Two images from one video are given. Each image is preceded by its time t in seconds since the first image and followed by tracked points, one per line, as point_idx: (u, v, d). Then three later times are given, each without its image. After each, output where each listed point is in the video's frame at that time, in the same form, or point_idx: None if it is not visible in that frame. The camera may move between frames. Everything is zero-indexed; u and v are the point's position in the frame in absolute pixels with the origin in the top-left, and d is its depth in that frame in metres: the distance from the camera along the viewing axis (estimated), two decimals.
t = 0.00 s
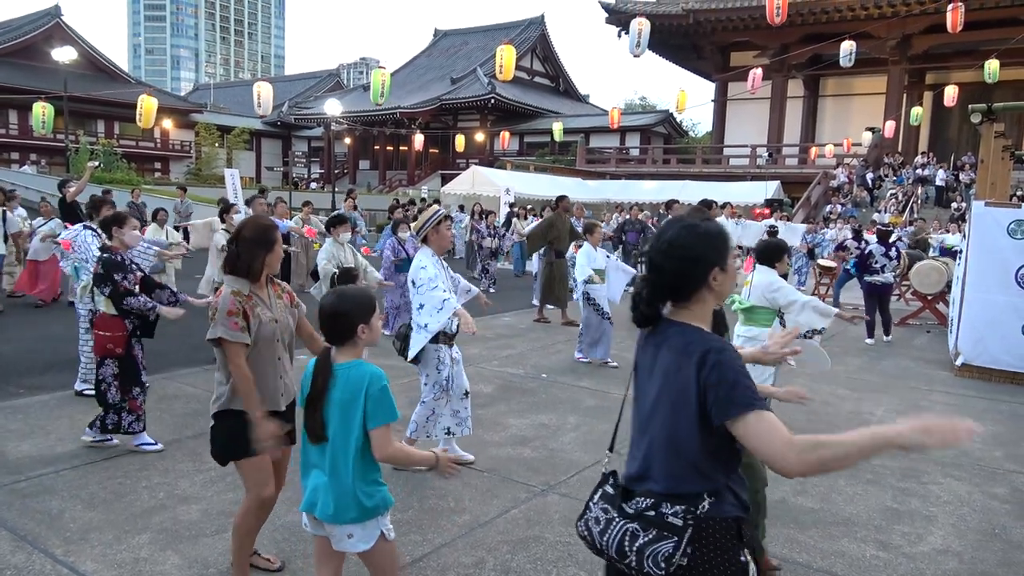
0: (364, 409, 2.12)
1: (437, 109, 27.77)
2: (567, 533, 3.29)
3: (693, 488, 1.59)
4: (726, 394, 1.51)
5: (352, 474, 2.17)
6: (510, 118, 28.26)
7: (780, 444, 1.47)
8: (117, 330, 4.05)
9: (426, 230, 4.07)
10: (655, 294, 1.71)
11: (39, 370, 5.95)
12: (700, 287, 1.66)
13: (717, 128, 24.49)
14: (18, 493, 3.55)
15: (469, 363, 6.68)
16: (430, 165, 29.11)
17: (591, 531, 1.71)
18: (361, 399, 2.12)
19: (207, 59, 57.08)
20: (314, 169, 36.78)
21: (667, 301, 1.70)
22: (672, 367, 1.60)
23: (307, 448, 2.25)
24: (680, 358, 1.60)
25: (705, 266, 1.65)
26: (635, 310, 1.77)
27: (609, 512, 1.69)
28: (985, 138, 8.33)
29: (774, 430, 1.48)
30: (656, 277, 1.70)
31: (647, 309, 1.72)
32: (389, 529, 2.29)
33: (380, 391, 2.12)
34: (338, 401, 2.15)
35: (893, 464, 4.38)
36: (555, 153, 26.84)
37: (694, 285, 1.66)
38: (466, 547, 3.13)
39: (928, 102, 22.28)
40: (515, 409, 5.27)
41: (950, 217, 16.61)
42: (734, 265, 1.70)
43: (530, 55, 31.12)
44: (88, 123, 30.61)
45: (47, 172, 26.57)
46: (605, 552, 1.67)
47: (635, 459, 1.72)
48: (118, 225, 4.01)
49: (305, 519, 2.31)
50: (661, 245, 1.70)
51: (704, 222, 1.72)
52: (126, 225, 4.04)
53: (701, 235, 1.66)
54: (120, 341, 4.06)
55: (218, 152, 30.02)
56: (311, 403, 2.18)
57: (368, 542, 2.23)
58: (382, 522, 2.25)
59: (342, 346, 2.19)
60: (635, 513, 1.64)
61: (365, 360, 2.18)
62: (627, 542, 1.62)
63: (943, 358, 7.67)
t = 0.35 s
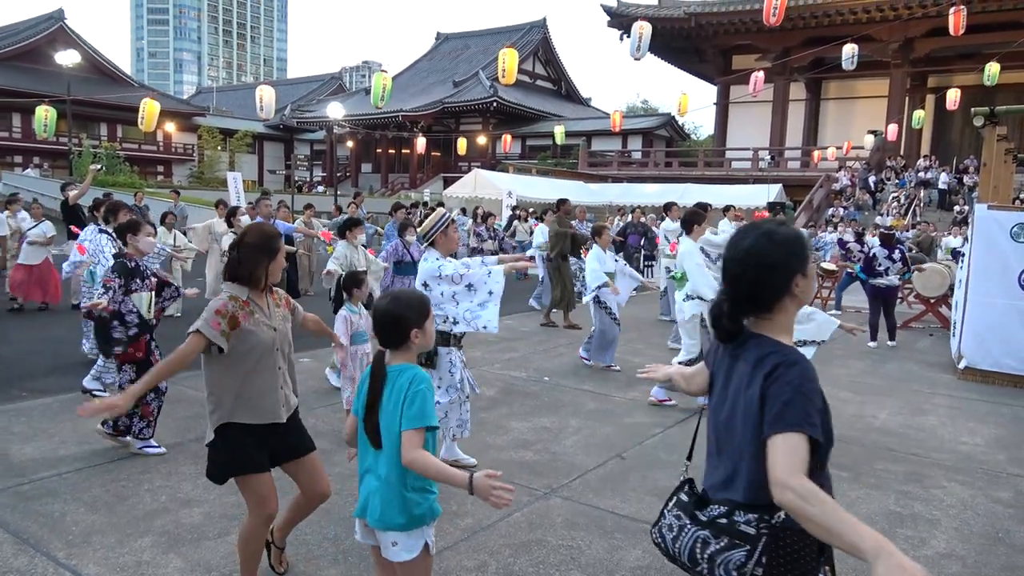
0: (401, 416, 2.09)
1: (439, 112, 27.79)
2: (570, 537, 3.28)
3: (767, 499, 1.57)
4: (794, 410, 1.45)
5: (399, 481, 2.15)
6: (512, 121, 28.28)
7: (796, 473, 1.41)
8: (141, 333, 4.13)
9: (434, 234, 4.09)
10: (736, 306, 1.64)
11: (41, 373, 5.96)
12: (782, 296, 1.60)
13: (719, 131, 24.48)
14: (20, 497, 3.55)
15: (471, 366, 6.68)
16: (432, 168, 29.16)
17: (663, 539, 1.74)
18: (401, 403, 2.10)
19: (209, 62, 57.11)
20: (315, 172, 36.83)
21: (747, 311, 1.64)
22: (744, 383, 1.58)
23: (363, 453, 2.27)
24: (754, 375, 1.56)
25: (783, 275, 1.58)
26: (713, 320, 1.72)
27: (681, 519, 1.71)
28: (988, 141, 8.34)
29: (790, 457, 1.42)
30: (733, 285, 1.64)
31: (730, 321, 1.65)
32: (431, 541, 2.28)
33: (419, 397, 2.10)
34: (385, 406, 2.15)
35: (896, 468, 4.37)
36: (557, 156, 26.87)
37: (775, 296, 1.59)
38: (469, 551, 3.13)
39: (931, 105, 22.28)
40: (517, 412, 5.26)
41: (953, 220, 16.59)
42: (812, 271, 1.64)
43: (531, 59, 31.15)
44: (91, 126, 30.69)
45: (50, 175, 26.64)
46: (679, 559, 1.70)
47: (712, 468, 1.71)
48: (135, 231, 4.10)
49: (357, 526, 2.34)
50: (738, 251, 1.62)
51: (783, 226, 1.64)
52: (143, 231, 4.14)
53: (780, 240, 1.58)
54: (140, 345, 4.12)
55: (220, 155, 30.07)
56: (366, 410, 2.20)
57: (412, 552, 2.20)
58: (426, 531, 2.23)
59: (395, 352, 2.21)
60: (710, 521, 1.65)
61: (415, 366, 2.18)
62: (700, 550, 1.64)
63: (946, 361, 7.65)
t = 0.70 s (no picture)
0: (423, 413, 2.09)
1: (441, 116, 27.83)
2: (575, 540, 3.28)
3: (796, 507, 1.56)
4: (844, 418, 1.46)
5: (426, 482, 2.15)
6: (513, 124, 28.33)
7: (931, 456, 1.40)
8: (129, 333, 4.12)
9: (427, 240, 4.10)
10: (755, 314, 1.64)
11: (46, 380, 5.97)
12: (804, 300, 1.61)
13: (720, 134, 24.49)
14: (24, 503, 3.55)
15: (474, 370, 6.69)
16: (434, 172, 29.22)
17: (680, 549, 1.72)
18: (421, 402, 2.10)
19: (211, 68, 57.18)
20: (318, 177, 36.91)
21: (766, 319, 1.64)
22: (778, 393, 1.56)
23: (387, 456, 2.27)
24: (793, 383, 1.54)
25: (805, 282, 1.59)
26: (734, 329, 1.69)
27: (701, 530, 1.69)
28: (991, 141, 8.28)
29: (905, 460, 1.41)
30: (753, 294, 1.64)
31: (752, 330, 1.65)
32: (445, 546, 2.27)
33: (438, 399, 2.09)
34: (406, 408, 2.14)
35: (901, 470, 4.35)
36: (558, 159, 26.92)
37: (795, 301, 1.60)
38: (473, 555, 3.13)
39: (932, 106, 22.29)
40: (520, 416, 5.26)
41: (956, 220, 16.57)
42: (827, 275, 1.66)
43: (533, 62, 31.21)
44: (94, 132, 30.78)
45: (53, 181, 26.74)
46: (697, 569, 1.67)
47: (735, 476, 1.69)
48: (127, 231, 4.13)
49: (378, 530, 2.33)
50: (756, 260, 1.62)
51: (794, 232, 1.66)
52: (134, 232, 4.16)
53: (797, 247, 1.60)
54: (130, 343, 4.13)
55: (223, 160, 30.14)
56: (389, 412, 2.21)
57: (424, 555, 2.21)
58: (441, 535, 2.23)
59: (416, 355, 2.20)
60: (735, 533, 1.62)
61: (435, 368, 2.18)
62: (720, 561, 1.61)
63: (950, 362, 7.64)
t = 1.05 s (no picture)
0: (426, 416, 2.12)
1: (443, 121, 27.87)
2: (578, 546, 3.27)
3: (782, 504, 1.59)
4: (825, 412, 1.54)
5: (425, 481, 2.15)
6: (516, 129, 28.36)
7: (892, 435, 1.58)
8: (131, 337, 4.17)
9: (416, 245, 4.07)
10: (717, 314, 1.70)
11: (47, 385, 5.97)
12: (764, 300, 1.67)
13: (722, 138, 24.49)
14: (28, 509, 3.56)
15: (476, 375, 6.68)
16: (436, 177, 29.25)
17: (677, 559, 1.69)
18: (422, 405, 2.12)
19: (214, 74, 57.29)
20: (320, 182, 36.96)
21: (728, 318, 1.69)
22: (758, 391, 1.58)
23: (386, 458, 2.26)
24: (769, 384, 1.57)
25: (766, 281, 1.66)
26: (698, 330, 1.73)
27: (696, 537, 1.66)
28: (993, 145, 8.32)
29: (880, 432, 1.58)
30: (719, 294, 1.69)
31: (715, 330, 1.69)
32: (451, 544, 2.25)
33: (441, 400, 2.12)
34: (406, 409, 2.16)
35: (904, 475, 4.34)
36: (561, 164, 26.94)
37: (756, 302, 1.66)
38: (477, 560, 3.12)
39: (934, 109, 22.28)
40: (522, 421, 5.26)
41: (958, 224, 16.53)
42: (785, 275, 1.73)
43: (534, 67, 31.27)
44: (97, 138, 30.84)
45: (57, 187, 26.78)
46: None
47: (703, 479, 1.69)
48: (121, 235, 4.15)
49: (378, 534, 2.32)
50: (719, 262, 1.69)
51: (751, 235, 1.73)
52: (129, 236, 4.19)
53: (758, 248, 1.68)
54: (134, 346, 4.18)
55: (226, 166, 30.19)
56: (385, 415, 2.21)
57: (427, 557, 2.19)
58: (444, 538, 2.21)
59: (411, 359, 2.20)
60: (728, 535, 1.61)
61: (432, 370, 2.19)
62: (724, 566, 1.61)
63: (953, 366, 7.61)
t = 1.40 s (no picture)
0: (423, 431, 2.15)
1: (446, 125, 27.92)
2: (579, 550, 3.26)
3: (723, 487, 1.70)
4: (759, 400, 1.65)
5: (413, 498, 2.17)
6: (518, 133, 28.38)
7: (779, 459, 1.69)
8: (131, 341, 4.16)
9: (415, 246, 4.03)
10: (653, 305, 1.75)
11: (48, 388, 5.96)
12: (697, 291, 1.74)
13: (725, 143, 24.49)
14: (29, 511, 3.56)
15: (478, 378, 6.68)
16: (439, 181, 29.27)
17: (623, 547, 1.70)
18: (422, 424, 2.14)
19: (217, 77, 57.41)
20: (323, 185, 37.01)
21: (664, 309, 1.76)
22: (698, 377, 1.66)
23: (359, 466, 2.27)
24: (705, 374, 1.65)
25: (699, 273, 1.73)
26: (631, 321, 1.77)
27: (641, 524, 1.70)
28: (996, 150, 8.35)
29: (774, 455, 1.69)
30: (653, 287, 1.75)
31: (649, 320, 1.75)
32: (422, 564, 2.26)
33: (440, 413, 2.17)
34: (395, 428, 2.15)
35: (907, 480, 4.33)
36: (563, 168, 26.98)
37: (690, 293, 1.73)
38: (477, 565, 3.11)
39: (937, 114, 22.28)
40: (523, 425, 5.25)
41: (961, 229, 16.50)
42: (717, 270, 1.81)
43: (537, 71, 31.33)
44: (101, 141, 30.92)
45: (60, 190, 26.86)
46: (642, 564, 1.67)
47: (644, 465, 1.74)
48: (122, 239, 4.17)
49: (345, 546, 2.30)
50: (655, 256, 1.76)
51: (683, 231, 1.80)
52: (130, 240, 4.21)
53: (690, 244, 1.76)
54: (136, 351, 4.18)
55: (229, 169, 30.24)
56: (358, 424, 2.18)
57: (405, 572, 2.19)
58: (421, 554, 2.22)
59: (392, 367, 2.19)
60: (674, 523, 1.67)
61: (419, 380, 2.20)
62: (668, 550, 1.64)
63: (955, 371, 7.59)
